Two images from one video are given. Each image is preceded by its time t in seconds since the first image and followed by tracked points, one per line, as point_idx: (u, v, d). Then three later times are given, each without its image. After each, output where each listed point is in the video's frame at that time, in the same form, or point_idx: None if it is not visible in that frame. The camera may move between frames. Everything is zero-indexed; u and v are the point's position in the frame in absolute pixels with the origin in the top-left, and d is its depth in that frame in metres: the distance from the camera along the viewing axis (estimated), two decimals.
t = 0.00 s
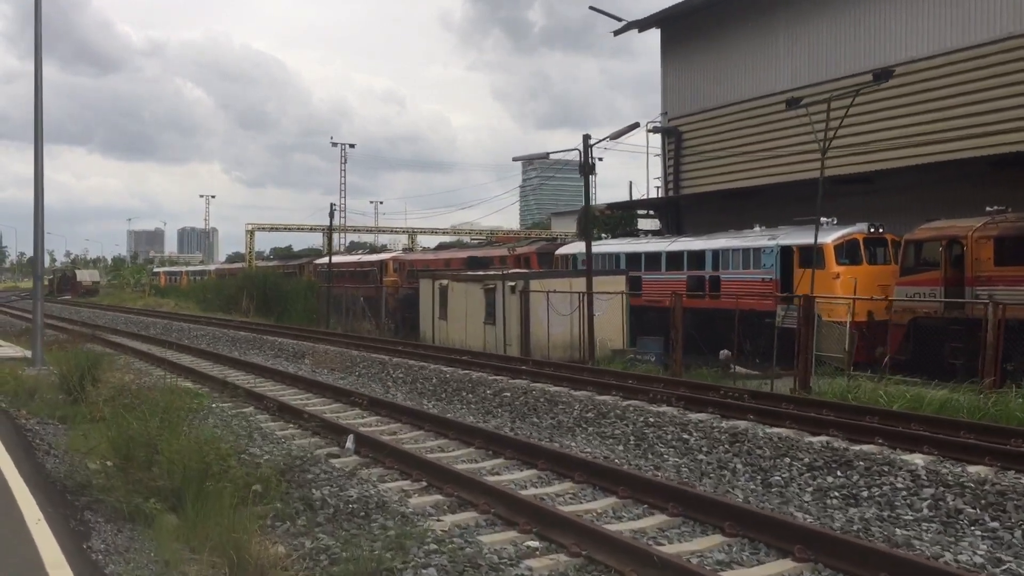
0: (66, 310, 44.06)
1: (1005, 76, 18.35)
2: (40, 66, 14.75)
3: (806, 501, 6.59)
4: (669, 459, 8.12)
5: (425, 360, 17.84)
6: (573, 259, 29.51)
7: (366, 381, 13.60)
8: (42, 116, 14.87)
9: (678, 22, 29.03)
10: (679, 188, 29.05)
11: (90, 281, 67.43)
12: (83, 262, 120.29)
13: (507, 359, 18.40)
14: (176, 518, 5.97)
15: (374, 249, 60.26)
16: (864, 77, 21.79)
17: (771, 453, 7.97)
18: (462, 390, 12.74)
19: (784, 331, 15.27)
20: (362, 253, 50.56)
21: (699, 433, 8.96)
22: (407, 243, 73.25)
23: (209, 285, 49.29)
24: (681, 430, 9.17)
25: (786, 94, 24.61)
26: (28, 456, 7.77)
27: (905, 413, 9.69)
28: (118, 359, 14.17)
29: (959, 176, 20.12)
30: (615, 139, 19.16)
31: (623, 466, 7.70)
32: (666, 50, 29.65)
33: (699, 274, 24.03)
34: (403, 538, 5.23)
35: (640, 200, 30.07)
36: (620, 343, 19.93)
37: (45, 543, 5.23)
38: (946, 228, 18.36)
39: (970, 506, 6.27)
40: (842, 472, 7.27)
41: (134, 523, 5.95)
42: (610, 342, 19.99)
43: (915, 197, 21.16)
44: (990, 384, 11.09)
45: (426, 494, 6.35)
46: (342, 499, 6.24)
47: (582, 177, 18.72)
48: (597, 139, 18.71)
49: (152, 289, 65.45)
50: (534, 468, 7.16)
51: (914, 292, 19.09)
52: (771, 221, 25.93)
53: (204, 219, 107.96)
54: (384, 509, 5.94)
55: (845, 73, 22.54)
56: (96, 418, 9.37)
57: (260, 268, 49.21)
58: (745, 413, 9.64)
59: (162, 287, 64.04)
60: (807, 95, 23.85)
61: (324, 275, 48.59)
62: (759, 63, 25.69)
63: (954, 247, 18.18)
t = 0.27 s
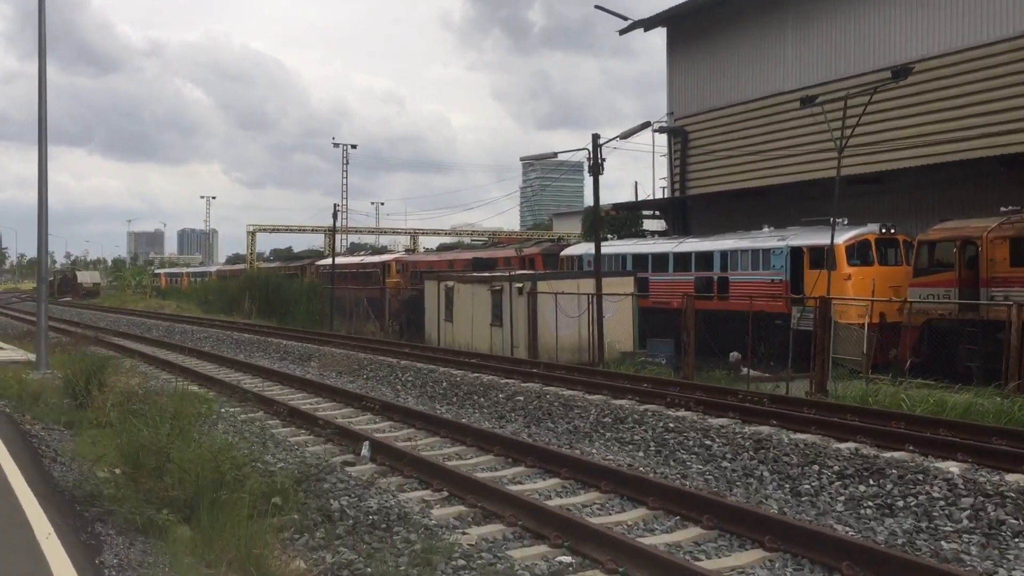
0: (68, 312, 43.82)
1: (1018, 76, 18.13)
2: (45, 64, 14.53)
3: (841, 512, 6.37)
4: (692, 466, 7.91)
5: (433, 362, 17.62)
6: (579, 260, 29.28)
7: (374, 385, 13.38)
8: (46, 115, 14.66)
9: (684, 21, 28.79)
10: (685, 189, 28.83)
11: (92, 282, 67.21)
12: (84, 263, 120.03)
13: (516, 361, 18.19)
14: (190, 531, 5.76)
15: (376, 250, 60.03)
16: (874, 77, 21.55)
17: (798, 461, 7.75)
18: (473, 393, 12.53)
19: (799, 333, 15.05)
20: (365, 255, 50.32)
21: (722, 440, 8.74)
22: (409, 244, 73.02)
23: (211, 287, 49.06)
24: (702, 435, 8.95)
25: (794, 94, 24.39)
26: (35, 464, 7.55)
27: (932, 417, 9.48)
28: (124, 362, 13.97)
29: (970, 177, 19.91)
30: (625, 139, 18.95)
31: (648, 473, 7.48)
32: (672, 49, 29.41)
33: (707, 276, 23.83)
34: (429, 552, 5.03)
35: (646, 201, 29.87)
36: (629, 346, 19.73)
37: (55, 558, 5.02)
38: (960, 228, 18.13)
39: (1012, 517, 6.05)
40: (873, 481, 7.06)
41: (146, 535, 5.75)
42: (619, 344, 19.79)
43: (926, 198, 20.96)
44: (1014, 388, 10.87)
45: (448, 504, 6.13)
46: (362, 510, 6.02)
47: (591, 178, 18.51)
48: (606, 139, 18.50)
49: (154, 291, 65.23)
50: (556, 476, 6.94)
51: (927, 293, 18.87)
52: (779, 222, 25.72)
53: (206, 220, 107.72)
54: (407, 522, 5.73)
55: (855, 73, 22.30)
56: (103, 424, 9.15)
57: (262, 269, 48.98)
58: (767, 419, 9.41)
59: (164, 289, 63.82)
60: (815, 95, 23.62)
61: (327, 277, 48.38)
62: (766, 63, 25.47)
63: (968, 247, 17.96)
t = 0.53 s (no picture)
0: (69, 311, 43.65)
1: None
2: (46, 61, 14.36)
3: (868, 516, 6.19)
4: (710, 468, 7.73)
5: (439, 362, 17.44)
6: (583, 258, 29.09)
7: (380, 384, 13.20)
8: (47, 111, 14.47)
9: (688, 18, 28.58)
10: (690, 187, 28.64)
11: (94, 282, 67.06)
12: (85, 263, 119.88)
13: (522, 361, 18.00)
14: (197, 537, 5.58)
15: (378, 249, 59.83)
16: (881, 73, 21.35)
17: (819, 462, 7.57)
18: (482, 393, 12.34)
19: (809, 332, 14.85)
20: (367, 253, 50.12)
21: (739, 441, 8.56)
22: (411, 243, 72.83)
23: (213, 286, 48.88)
24: (719, 436, 8.76)
25: (799, 91, 24.18)
26: (38, 467, 7.37)
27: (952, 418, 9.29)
28: (127, 362, 13.79)
29: (980, 173, 19.71)
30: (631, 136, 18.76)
31: (665, 475, 7.30)
32: (676, 46, 29.20)
33: (713, 274, 23.63)
34: (446, 560, 4.85)
35: (651, 199, 29.68)
36: (635, 345, 19.55)
37: (59, 567, 4.84)
38: (970, 225, 17.90)
39: None
40: (898, 484, 6.87)
41: (152, 541, 5.57)
42: (625, 343, 19.62)
43: (934, 195, 20.76)
44: None
45: (464, 509, 5.94)
46: (376, 515, 5.84)
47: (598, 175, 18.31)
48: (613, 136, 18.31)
49: (155, 290, 65.07)
50: (573, 480, 6.76)
51: (936, 291, 18.67)
52: (785, 219, 25.52)
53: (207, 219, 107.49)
54: (422, 527, 5.55)
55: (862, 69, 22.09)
56: (106, 426, 8.97)
57: (265, 268, 48.78)
58: (784, 419, 9.23)
59: (166, 288, 63.64)
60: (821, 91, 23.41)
61: (329, 275, 48.18)
62: (771, 60, 25.26)
63: (978, 245, 17.72)
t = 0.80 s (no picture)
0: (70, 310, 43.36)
1: None
2: (45, 56, 14.08)
3: (903, 524, 5.92)
4: (732, 473, 7.45)
5: (444, 361, 17.17)
6: (588, 257, 28.81)
7: (385, 385, 12.93)
8: (46, 106, 14.20)
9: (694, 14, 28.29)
10: (696, 185, 28.36)
11: (94, 281, 66.73)
12: (86, 262, 119.59)
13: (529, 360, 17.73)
14: (201, 546, 5.31)
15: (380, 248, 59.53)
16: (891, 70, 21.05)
17: (845, 467, 7.30)
18: (490, 394, 12.07)
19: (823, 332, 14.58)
20: (369, 252, 49.81)
21: (759, 444, 8.28)
22: (413, 242, 72.54)
23: (214, 285, 48.57)
24: (738, 439, 8.49)
25: (807, 88, 23.90)
26: (35, 471, 7.10)
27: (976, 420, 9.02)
28: (128, 362, 13.52)
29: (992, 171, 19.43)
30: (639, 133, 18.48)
31: (687, 480, 7.02)
32: (682, 44, 28.90)
33: (720, 273, 23.35)
34: (465, 571, 4.59)
35: (656, 197, 29.41)
36: (643, 345, 19.29)
37: None
38: (983, 223, 17.63)
39: None
40: (931, 490, 6.61)
41: (153, 551, 5.30)
42: (632, 343, 19.35)
43: (946, 193, 20.48)
44: None
45: (481, 517, 5.67)
46: (389, 523, 5.57)
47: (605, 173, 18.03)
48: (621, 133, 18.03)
49: (156, 288, 64.77)
50: (593, 485, 6.49)
51: (949, 290, 18.40)
52: (792, 217, 25.25)
53: (207, 217, 107.10)
54: (438, 537, 5.28)
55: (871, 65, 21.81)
56: (106, 428, 8.70)
57: (266, 267, 48.47)
58: (805, 422, 8.95)
59: (167, 287, 63.35)
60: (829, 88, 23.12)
61: (331, 274, 47.88)
62: (778, 56, 24.98)
63: (993, 243, 17.46)
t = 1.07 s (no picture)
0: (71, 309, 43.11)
1: None
2: (48, 53, 13.85)
3: (945, 539, 5.67)
4: (760, 483, 7.21)
5: (452, 363, 16.93)
6: (594, 257, 28.58)
7: (394, 388, 12.70)
8: (50, 103, 13.97)
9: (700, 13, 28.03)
10: (702, 185, 28.13)
11: (94, 280, 66.49)
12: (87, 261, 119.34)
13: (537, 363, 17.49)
14: (215, 561, 5.07)
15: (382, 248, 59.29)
16: (902, 70, 20.79)
17: (877, 477, 7.05)
18: (502, 398, 11.83)
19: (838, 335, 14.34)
20: (371, 252, 49.56)
21: (785, 452, 8.04)
22: (415, 242, 72.29)
23: (216, 285, 48.32)
24: (763, 447, 8.24)
25: (815, 87, 23.65)
26: (41, 480, 6.87)
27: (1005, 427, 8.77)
28: (133, 364, 13.28)
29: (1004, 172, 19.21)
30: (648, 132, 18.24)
31: (715, 491, 6.78)
32: (689, 43, 28.63)
33: (728, 274, 23.12)
34: None
35: (662, 197, 29.18)
36: (651, 347, 19.06)
37: None
38: (999, 224, 17.38)
39: None
40: (970, 503, 6.36)
41: (165, 566, 5.06)
42: (641, 345, 19.12)
43: (957, 194, 20.25)
44: None
45: (507, 532, 5.43)
46: (411, 538, 5.34)
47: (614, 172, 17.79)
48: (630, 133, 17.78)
49: (157, 288, 64.52)
50: (619, 497, 6.25)
51: (963, 292, 18.16)
52: (800, 218, 25.01)
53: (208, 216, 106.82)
54: (464, 553, 5.04)
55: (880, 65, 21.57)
56: (112, 434, 8.46)
57: (268, 267, 48.24)
58: (830, 430, 8.70)
59: (168, 286, 63.11)
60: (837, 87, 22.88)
61: (333, 274, 47.65)
62: (785, 56, 24.73)
63: (1008, 244, 17.21)
